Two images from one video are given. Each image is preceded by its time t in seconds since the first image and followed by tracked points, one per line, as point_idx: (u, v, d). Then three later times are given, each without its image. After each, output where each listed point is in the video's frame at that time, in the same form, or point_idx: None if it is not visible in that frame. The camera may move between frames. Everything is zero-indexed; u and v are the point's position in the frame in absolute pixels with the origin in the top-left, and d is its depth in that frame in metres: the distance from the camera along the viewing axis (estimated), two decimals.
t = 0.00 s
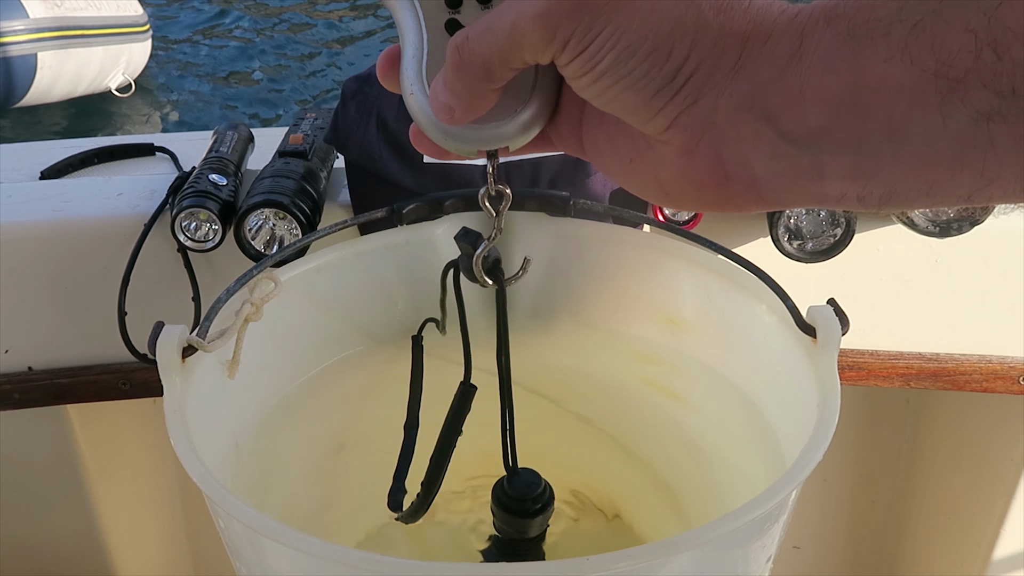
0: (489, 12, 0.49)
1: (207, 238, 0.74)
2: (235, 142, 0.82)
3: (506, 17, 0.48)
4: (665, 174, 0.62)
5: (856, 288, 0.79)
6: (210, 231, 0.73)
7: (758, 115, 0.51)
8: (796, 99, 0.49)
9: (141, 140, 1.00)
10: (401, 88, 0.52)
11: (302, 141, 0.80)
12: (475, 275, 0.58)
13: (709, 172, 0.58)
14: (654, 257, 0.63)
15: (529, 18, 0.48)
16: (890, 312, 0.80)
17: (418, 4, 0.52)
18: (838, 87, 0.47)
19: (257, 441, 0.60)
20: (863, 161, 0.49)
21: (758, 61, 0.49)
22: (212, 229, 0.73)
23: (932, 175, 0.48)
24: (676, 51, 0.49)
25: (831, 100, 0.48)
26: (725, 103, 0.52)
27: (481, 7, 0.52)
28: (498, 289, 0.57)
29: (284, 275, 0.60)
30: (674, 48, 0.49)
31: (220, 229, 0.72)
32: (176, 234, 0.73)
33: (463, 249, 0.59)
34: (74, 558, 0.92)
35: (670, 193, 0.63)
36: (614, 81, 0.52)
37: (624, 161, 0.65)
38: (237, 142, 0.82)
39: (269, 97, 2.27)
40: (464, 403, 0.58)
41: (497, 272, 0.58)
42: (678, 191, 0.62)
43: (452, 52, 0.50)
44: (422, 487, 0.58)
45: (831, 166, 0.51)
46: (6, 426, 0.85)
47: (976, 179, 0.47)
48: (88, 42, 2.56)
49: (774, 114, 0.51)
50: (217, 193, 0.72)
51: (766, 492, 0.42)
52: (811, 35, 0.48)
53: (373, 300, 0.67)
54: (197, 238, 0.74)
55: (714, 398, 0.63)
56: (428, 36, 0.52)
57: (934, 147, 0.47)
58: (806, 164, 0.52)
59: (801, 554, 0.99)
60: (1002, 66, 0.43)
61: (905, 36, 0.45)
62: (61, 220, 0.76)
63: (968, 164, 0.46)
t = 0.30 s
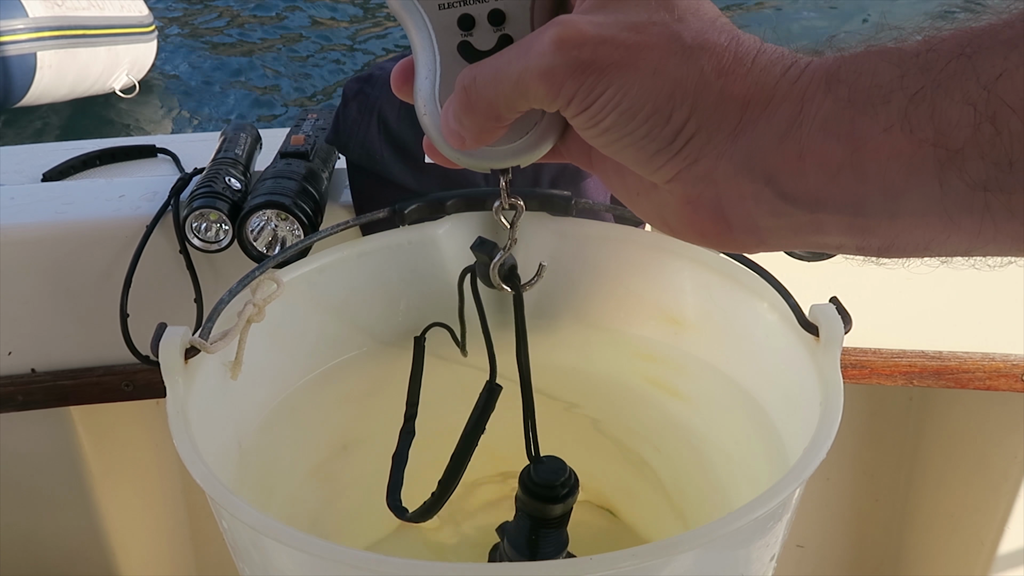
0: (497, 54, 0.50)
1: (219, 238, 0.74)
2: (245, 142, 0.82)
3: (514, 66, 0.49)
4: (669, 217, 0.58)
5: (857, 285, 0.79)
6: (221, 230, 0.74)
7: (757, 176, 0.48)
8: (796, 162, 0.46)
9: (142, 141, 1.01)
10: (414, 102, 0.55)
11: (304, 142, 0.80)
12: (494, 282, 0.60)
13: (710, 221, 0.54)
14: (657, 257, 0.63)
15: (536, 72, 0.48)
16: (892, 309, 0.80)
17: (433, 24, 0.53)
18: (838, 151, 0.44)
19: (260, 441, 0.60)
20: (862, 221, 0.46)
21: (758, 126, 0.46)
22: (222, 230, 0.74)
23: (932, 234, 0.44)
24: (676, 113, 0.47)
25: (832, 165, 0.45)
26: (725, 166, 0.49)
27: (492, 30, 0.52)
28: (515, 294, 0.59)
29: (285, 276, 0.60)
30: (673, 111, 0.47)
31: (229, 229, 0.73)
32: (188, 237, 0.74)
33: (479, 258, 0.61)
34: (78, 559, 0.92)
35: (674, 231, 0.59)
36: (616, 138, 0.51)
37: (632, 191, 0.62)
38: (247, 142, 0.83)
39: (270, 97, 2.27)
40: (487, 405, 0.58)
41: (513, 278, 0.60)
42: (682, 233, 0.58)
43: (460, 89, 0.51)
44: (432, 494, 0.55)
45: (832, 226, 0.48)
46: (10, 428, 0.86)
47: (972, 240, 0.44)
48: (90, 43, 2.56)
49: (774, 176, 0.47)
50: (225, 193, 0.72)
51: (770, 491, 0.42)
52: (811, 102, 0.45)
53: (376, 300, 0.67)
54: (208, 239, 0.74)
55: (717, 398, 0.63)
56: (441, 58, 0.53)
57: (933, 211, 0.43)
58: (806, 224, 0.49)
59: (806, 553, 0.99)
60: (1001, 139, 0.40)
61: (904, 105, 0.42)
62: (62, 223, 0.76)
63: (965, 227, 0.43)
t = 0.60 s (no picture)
0: (485, 94, 0.49)
1: (220, 239, 0.74)
2: (248, 145, 0.82)
3: (500, 107, 0.47)
4: (656, 258, 0.54)
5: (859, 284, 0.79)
6: (221, 232, 0.74)
7: (736, 223, 0.45)
8: (774, 211, 0.43)
9: (145, 143, 1.01)
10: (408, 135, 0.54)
11: (306, 143, 0.80)
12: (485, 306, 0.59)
13: (695, 269, 0.51)
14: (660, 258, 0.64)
15: (522, 116, 0.47)
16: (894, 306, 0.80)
17: (424, 58, 0.52)
18: (816, 202, 0.42)
19: (264, 442, 0.60)
20: (841, 271, 0.44)
21: (737, 175, 0.44)
22: (222, 232, 0.74)
23: (906, 282, 0.43)
24: (657, 159, 0.45)
25: (808, 216, 0.43)
26: (704, 213, 0.46)
27: (484, 64, 0.52)
28: (508, 321, 0.58)
29: (289, 277, 0.60)
30: (655, 158, 0.45)
31: (230, 231, 0.73)
32: (189, 238, 0.74)
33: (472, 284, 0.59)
34: (83, 560, 0.92)
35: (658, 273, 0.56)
36: (596, 182, 0.49)
37: (618, 229, 0.58)
38: (248, 143, 0.83)
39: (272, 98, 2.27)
40: (481, 422, 0.56)
41: (507, 303, 0.59)
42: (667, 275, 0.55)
43: (450, 127, 0.50)
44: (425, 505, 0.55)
45: (810, 275, 0.45)
46: (14, 429, 0.86)
47: (947, 291, 0.42)
48: (89, 44, 2.55)
49: (753, 225, 0.45)
50: (229, 196, 0.73)
51: (773, 491, 0.42)
52: (788, 149, 0.43)
53: (380, 301, 0.67)
54: (209, 240, 0.74)
55: (721, 399, 0.63)
56: (432, 91, 0.53)
57: (908, 263, 0.41)
58: (784, 270, 0.46)
59: (810, 552, 0.98)
60: (975, 195, 0.39)
61: (880, 156, 0.41)
62: (66, 225, 0.76)
63: (938, 277, 0.41)
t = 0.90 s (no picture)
0: (478, 131, 0.49)
1: (210, 241, 0.74)
2: (238, 145, 0.82)
3: (490, 148, 0.47)
4: (644, 293, 0.53)
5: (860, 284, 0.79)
6: (213, 233, 0.73)
7: (719, 268, 0.44)
8: (755, 257, 0.42)
9: (147, 143, 1.01)
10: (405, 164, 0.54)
11: (307, 143, 0.80)
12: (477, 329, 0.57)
13: (682, 307, 0.50)
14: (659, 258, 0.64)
15: (510, 158, 0.46)
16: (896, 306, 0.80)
17: (422, 90, 0.52)
18: (796, 249, 0.41)
19: (265, 442, 0.60)
20: (822, 314, 0.43)
21: (719, 223, 0.43)
22: (214, 232, 0.73)
23: (885, 326, 0.42)
24: (641, 205, 0.44)
25: (789, 262, 0.42)
26: (687, 257, 0.45)
27: (480, 97, 0.52)
28: (497, 347, 0.56)
29: (290, 278, 0.60)
30: (640, 202, 0.44)
31: (222, 232, 0.72)
32: (179, 238, 0.73)
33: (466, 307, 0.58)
34: (84, 560, 0.92)
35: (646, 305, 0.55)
36: (584, 222, 0.48)
37: (609, 261, 0.57)
38: (241, 145, 0.82)
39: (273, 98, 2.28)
40: (468, 438, 0.54)
41: (497, 328, 0.57)
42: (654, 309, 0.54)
43: (443, 162, 0.50)
44: (404, 507, 0.54)
45: (793, 317, 0.44)
46: (18, 429, 0.86)
47: (924, 336, 0.41)
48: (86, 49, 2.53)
49: (735, 270, 0.44)
50: (220, 197, 0.73)
51: (775, 491, 0.42)
52: (769, 197, 0.42)
53: (381, 302, 0.67)
54: (200, 241, 0.74)
55: (722, 399, 0.63)
56: (429, 122, 0.53)
57: (885, 309, 0.40)
58: (768, 312, 0.45)
59: (811, 552, 0.98)
60: (949, 247, 0.38)
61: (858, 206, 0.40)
62: (67, 225, 0.76)
63: (916, 323, 0.40)
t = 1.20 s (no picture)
0: (475, 153, 0.49)
1: (206, 240, 0.74)
2: (232, 143, 0.82)
3: (486, 171, 0.47)
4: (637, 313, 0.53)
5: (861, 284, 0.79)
6: (209, 232, 0.73)
7: (709, 292, 0.44)
8: (745, 282, 0.42)
9: (147, 143, 1.01)
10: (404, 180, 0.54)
11: (307, 142, 0.80)
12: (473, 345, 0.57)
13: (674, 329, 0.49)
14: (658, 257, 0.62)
15: (505, 182, 0.46)
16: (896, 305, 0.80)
17: (421, 110, 0.52)
18: (785, 274, 0.41)
19: (265, 442, 0.60)
20: (811, 338, 0.43)
21: (710, 249, 0.43)
22: (210, 232, 0.73)
23: (874, 350, 0.42)
24: (633, 230, 0.44)
25: (779, 287, 0.41)
26: (678, 281, 0.45)
27: (478, 117, 0.52)
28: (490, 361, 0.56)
29: (290, 277, 0.60)
30: (632, 228, 0.44)
31: (217, 231, 0.72)
32: (175, 238, 0.73)
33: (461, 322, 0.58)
34: (84, 559, 0.92)
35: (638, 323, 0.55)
36: (576, 245, 0.48)
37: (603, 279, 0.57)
38: (237, 143, 0.82)
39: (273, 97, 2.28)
40: (448, 449, 0.53)
41: (490, 343, 0.57)
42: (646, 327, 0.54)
43: (439, 184, 0.50)
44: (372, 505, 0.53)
45: (783, 341, 0.44)
46: (19, 428, 0.86)
47: (909, 361, 0.41)
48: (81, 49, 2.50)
49: (726, 294, 0.43)
50: (215, 196, 0.72)
51: (775, 490, 0.42)
52: (760, 223, 0.42)
53: (381, 302, 0.67)
54: (195, 240, 0.74)
55: (721, 400, 0.63)
56: (428, 141, 0.52)
57: (873, 334, 0.40)
58: (758, 336, 0.45)
59: (811, 552, 0.98)
60: (934, 276, 0.38)
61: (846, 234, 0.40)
62: (67, 224, 0.76)
63: (903, 347, 0.40)
